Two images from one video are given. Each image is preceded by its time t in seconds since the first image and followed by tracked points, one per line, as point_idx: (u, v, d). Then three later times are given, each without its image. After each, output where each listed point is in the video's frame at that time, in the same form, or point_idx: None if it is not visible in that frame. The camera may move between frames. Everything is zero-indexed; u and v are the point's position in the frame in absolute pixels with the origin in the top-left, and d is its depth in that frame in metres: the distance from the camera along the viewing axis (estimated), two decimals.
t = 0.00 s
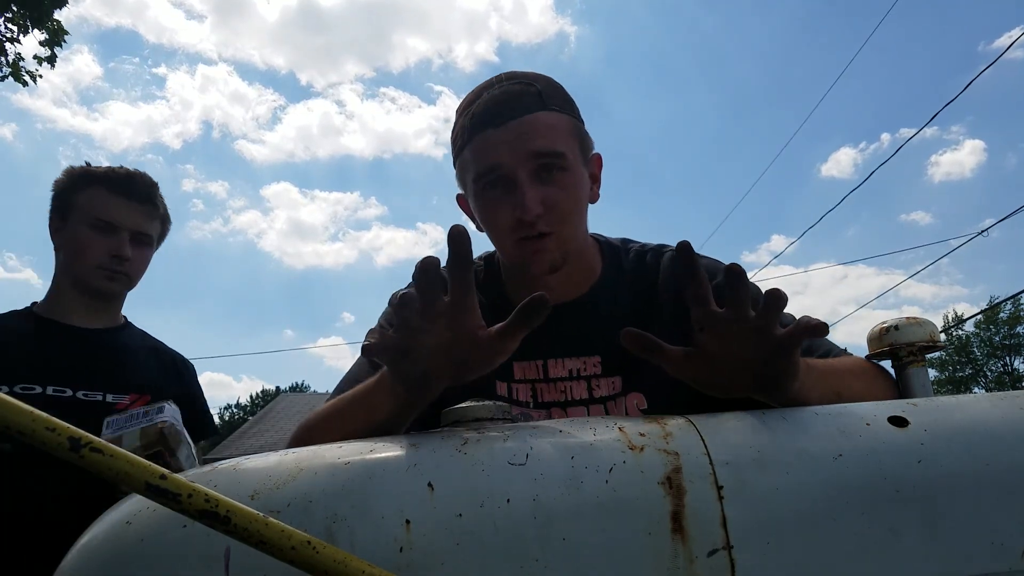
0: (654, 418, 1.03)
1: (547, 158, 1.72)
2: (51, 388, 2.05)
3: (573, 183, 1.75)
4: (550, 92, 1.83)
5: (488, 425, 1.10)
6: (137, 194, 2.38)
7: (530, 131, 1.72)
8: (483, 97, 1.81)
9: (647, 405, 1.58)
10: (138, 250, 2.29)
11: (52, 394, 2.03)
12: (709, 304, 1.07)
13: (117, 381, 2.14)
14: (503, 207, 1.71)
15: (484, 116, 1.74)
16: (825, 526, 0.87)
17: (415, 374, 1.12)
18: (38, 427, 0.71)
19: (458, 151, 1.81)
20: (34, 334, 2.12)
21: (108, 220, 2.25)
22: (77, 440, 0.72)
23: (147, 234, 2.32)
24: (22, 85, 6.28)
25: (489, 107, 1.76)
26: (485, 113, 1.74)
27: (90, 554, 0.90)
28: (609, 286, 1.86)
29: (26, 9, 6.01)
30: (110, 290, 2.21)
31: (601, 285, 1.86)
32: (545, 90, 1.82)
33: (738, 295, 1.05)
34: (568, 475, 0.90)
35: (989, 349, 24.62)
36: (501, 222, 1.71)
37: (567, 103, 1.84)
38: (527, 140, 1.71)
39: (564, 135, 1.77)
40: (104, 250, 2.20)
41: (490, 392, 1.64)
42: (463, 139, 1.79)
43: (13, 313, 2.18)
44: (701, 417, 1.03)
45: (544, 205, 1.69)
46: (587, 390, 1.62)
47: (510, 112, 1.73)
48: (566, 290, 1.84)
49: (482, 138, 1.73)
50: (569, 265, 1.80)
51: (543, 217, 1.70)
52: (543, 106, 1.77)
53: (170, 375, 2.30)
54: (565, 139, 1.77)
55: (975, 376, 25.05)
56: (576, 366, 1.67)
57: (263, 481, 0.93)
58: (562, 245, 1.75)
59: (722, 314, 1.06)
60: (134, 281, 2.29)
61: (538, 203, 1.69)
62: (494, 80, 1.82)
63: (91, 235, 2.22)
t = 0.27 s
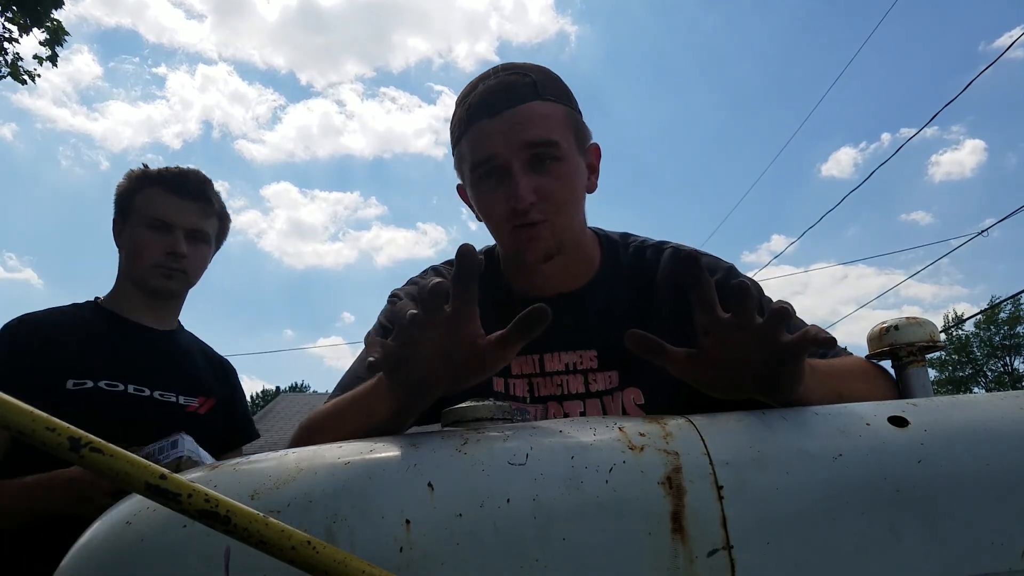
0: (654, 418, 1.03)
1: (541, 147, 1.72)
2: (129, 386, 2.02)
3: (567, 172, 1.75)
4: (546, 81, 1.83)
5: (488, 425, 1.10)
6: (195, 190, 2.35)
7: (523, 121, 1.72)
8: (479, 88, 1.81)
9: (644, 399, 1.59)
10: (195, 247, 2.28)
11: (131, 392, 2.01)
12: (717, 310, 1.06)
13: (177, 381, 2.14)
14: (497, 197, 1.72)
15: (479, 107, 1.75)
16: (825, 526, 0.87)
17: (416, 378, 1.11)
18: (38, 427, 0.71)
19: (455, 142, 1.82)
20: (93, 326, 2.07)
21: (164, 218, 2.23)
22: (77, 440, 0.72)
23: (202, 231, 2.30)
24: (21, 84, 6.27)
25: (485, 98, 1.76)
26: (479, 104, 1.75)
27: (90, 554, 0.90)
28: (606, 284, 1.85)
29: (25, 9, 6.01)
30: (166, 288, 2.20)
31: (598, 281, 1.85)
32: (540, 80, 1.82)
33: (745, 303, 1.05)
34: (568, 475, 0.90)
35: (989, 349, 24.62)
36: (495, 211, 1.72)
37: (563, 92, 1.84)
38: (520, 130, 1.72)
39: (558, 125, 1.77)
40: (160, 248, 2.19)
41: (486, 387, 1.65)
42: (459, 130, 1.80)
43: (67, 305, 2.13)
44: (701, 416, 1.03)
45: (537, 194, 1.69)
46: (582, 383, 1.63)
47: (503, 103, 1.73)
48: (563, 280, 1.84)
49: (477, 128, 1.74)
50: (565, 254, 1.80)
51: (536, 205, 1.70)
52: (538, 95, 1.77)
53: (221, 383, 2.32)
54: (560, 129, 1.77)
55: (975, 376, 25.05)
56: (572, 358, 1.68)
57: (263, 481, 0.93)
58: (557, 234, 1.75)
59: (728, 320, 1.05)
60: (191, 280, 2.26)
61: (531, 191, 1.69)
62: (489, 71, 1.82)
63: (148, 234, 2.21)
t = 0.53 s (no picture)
0: (653, 418, 1.03)
1: (505, 151, 1.71)
2: (168, 384, 1.99)
3: (535, 171, 1.72)
4: (518, 79, 1.78)
5: (487, 425, 1.11)
6: (241, 191, 2.32)
7: (490, 128, 1.74)
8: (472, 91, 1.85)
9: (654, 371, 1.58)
10: (236, 250, 2.26)
11: (171, 391, 1.98)
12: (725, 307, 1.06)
13: (212, 378, 2.12)
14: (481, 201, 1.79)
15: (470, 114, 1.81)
16: (824, 526, 0.87)
17: (406, 370, 1.12)
18: (39, 427, 0.71)
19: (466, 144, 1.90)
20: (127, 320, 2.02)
21: (210, 221, 2.20)
22: (77, 440, 0.72)
23: (245, 235, 2.29)
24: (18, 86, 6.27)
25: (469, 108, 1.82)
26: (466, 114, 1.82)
27: (90, 553, 0.90)
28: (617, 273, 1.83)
29: (22, 10, 6.01)
30: (208, 291, 2.20)
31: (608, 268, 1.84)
32: (508, 80, 1.78)
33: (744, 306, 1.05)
34: (568, 475, 0.90)
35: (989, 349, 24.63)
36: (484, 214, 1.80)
37: (531, 87, 1.76)
38: (487, 138, 1.74)
39: (522, 125, 1.73)
40: (204, 251, 2.17)
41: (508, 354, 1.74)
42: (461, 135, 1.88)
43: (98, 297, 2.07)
44: (701, 417, 1.03)
45: (502, 196, 1.72)
46: (595, 347, 1.65)
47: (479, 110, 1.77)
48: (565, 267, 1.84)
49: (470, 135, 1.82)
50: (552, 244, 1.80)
51: (505, 208, 1.73)
52: (501, 100, 1.75)
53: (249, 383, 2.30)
54: (523, 128, 1.73)
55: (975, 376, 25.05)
56: (587, 326, 1.69)
57: (263, 481, 0.93)
58: (536, 230, 1.76)
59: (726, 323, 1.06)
60: (230, 280, 2.26)
61: (497, 196, 1.72)
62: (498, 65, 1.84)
63: (191, 236, 2.18)
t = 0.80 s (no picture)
0: (654, 418, 1.03)
1: (549, 130, 1.86)
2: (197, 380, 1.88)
3: (579, 147, 1.85)
4: (562, 62, 1.91)
5: (487, 424, 1.11)
6: (255, 168, 2.16)
7: (533, 111, 1.89)
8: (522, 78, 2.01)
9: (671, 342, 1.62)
10: (253, 230, 2.11)
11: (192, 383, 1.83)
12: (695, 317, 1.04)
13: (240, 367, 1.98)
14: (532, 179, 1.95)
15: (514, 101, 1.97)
16: (824, 526, 0.87)
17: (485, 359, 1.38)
18: (38, 426, 0.71)
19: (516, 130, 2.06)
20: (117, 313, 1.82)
21: (224, 200, 2.04)
22: (77, 440, 0.72)
23: (262, 214, 2.12)
24: (18, 85, 6.27)
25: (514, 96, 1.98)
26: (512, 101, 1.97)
27: (90, 553, 0.90)
28: (645, 254, 1.84)
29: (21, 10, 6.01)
30: (224, 274, 2.05)
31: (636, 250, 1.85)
32: (555, 62, 1.91)
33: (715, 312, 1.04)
34: (568, 475, 0.90)
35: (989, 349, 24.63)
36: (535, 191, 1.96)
37: (578, 68, 1.89)
38: (531, 119, 1.89)
39: (568, 104, 1.86)
40: (220, 233, 2.02)
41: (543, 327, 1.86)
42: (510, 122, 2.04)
43: (106, 287, 1.92)
44: (700, 417, 1.03)
45: (549, 172, 1.88)
46: (619, 321, 1.71)
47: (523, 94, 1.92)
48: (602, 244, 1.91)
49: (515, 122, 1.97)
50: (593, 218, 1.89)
51: (552, 183, 1.88)
52: (545, 84, 1.88)
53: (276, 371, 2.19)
54: (568, 107, 1.86)
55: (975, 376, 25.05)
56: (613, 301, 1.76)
57: (263, 481, 0.93)
58: (581, 204, 1.88)
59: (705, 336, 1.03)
60: (247, 263, 2.11)
61: (545, 170, 1.88)
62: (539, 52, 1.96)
63: (206, 216, 2.03)
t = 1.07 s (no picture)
0: (654, 418, 1.03)
1: (601, 114, 1.87)
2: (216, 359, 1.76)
3: (628, 133, 1.87)
4: (613, 54, 1.94)
5: (487, 424, 1.11)
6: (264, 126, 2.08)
7: (584, 94, 1.88)
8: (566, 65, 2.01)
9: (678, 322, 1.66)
10: (263, 192, 2.05)
11: (202, 362, 1.69)
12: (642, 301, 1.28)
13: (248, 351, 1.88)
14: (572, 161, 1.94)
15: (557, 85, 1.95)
16: (824, 526, 0.87)
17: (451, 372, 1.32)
18: (38, 426, 0.71)
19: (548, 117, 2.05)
20: (127, 286, 1.65)
21: (235, 160, 1.97)
22: (77, 440, 0.72)
23: (273, 176, 2.06)
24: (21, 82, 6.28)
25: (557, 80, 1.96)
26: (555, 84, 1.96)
27: (89, 554, 0.90)
28: (658, 247, 1.86)
29: (22, 10, 6.02)
30: (238, 242, 2.01)
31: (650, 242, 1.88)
32: (607, 53, 1.94)
33: (663, 299, 1.21)
34: (568, 475, 0.90)
35: (989, 349, 24.64)
36: (573, 173, 1.95)
37: (629, 61, 1.93)
38: (583, 101, 1.88)
39: (620, 92, 1.89)
40: (232, 198, 1.96)
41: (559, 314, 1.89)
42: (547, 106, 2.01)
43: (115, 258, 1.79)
44: (701, 416, 1.03)
45: (597, 153, 1.87)
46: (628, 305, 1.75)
47: (573, 77, 1.91)
48: (630, 231, 1.93)
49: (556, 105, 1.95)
50: (631, 204, 1.91)
51: (598, 164, 1.88)
52: (597, 71, 1.89)
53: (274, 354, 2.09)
54: (621, 95, 1.89)
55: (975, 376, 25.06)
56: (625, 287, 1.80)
57: (263, 481, 0.93)
58: (623, 189, 1.89)
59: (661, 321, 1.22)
60: (259, 230, 2.07)
61: (592, 151, 1.88)
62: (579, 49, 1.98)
63: (217, 180, 1.95)
